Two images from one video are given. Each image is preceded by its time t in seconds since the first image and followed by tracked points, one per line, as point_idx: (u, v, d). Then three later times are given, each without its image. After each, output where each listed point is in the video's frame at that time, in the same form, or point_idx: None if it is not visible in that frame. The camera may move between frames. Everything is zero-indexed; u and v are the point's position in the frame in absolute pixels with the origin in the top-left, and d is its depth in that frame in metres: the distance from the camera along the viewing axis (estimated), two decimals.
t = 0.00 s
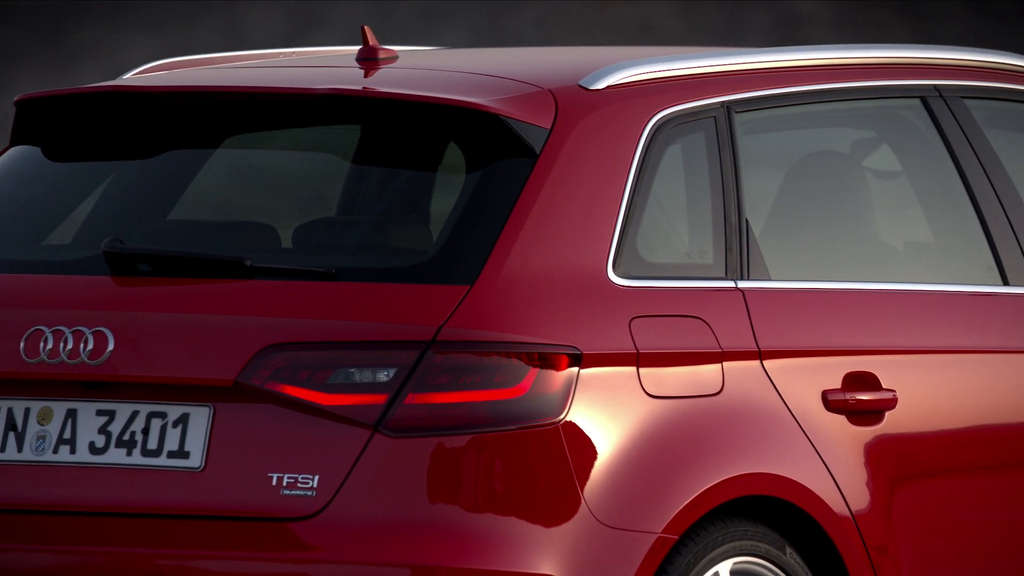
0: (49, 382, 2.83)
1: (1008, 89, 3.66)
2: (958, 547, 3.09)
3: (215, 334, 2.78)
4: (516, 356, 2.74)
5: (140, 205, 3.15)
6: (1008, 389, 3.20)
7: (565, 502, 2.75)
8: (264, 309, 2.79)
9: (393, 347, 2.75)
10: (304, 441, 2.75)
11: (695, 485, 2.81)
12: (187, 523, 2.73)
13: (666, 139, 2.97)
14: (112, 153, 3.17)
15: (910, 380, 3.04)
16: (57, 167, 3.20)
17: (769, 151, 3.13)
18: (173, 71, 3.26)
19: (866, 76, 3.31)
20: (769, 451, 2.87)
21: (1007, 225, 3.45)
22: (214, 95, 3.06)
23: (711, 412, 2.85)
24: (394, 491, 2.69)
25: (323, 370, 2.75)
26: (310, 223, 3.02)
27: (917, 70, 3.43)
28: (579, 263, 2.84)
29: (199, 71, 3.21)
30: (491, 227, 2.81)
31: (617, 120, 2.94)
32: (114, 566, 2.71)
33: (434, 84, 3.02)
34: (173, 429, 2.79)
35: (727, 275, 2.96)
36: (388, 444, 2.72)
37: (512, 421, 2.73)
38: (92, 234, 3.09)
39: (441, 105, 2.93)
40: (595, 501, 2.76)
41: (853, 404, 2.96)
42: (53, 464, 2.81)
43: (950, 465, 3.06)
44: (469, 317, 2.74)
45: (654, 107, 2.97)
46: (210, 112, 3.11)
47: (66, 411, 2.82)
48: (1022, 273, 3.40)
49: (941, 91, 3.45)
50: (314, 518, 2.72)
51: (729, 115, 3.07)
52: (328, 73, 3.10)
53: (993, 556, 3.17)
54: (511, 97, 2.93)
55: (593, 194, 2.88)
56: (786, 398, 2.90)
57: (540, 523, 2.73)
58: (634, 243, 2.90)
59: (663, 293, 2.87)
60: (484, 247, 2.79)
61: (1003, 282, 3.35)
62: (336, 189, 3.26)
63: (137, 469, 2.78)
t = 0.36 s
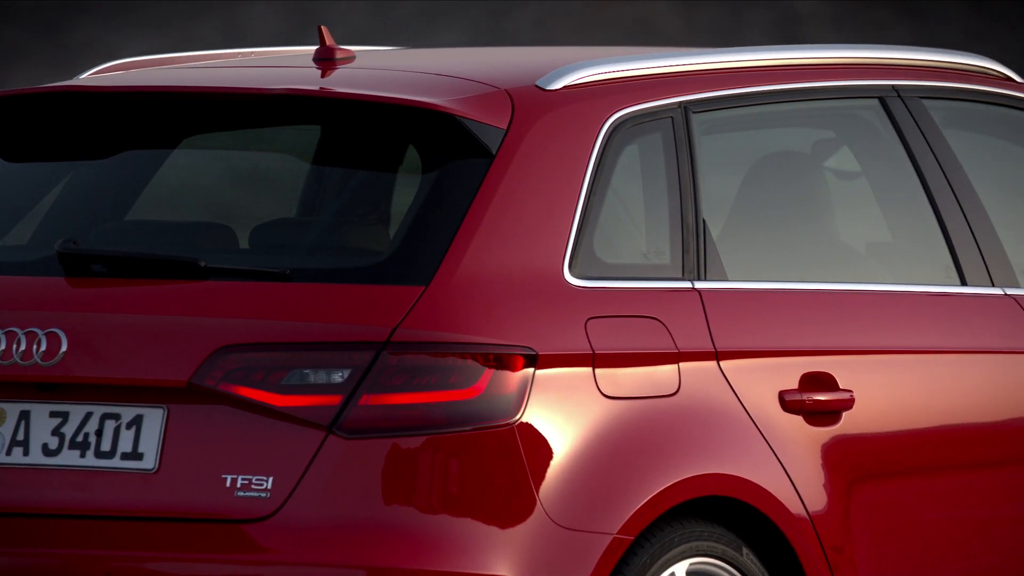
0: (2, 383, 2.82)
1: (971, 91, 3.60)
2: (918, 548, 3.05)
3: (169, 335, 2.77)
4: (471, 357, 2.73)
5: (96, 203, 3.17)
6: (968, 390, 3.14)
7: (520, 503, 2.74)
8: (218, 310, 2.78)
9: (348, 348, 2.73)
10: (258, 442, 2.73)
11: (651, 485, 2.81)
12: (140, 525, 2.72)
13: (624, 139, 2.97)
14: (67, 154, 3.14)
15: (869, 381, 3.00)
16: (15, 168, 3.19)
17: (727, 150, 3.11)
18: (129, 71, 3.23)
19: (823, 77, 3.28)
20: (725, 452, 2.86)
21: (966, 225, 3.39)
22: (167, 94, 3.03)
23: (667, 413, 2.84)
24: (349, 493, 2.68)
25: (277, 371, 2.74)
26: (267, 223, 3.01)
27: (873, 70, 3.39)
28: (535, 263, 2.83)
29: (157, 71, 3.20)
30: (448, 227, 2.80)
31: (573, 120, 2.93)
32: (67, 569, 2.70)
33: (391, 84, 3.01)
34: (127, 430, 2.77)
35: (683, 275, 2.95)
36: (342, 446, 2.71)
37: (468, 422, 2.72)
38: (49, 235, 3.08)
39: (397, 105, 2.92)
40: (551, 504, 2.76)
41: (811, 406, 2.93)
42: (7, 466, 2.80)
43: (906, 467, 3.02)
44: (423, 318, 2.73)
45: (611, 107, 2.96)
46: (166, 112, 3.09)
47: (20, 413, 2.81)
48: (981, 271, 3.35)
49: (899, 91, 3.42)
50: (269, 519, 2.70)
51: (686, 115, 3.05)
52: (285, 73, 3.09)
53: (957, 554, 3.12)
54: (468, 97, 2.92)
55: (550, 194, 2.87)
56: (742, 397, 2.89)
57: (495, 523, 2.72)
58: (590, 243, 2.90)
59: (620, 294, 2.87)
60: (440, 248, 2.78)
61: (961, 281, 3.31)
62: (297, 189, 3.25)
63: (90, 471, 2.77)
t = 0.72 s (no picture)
0: None
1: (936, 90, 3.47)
2: (876, 545, 2.98)
3: (122, 335, 2.76)
4: (425, 357, 2.72)
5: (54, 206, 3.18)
6: (927, 390, 3.03)
7: (475, 503, 2.73)
8: (171, 310, 2.76)
9: (301, 347, 2.72)
10: (211, 442, 2.71)
11: (606, 485, 2.80)
12: (93, 526, 2.70)
13: (579, 138, 2.95)
14: (23, 152, 3.13)
15: (827, 381, 2.95)
16: None
17: (684, 149, 3.09)
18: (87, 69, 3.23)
19: (780, 76, 3.22)
20: (681, 451, 2.85)
21: (922, 221, 3.27)
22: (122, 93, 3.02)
23: (623, 413, 2.83)
24: (302, 493, 2.67)
25: (230, 371, 2.72)
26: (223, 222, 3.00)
27: (829, 69, 3.31)
28: (490, 262, 2.82)
29: (114, 69, 3.19)
30: (402, 226, 2.79)
31: (528, 119, 2.92)
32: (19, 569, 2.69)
33: (347, 82, 3.00)
34: (80, 430, 2.76)
35: (639, 274, 2.94)
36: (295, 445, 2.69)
37: (422, 421, 2.71)
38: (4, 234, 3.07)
39: (351, 104, 2.91)
40: (506, 505, 2.75)
41: (766, 405, 2.90)
42: None
43: (853, 467, 2.94)
44: (377, 318, 2.72)
45: (567, 106, 2.95)
46: (119, 109, 3.07)
47: None
48: (939, 271, 3.22)
49: (856, 90, 3.32)
50: (221, 520, 2.68)
51: (642, 114, 3.04)
52: (241, 72, 3.08)
53: (920, 551, 3.03)
54: (422, 96, 2.91)
55: (505, 193, 2.86)
56: (698, 396, 2.87)
57: (450, 523, 2.71)
58: (546, 242, 2.89)
59: (575, 293, 2.86)
60: (394, 248, 2.77)
61: (918, 280, 3.19)
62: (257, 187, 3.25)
63: (42, 472, 2.75)
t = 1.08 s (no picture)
0: None
1: (898, 90, 3.44)
2: (830, 545, 2.95)
3: (73, 335, 2.73)
4: (378, 357, 2.70)
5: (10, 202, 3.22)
6: (882, 390, 3.01)
7: (428, 503, 2.72)
8: (122, 310, 2.74)
9: (254, 347, 2.68)
10: (163, 442, 2.67)
11: (560, 484, 2.79)
12: (44, 527, 2.66)
13: (535, 138, 2.95)
14: None
15: (782, 380, 2.94)
16: None
17: (641, 148, 3.08)
18: (44, 68, 3.22)
19: (738, 74, 3.21)
20: (637, 451, 2.83)
21: (879, 221, 3.25)
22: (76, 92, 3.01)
23: (577, 412, 2.82)
24: (254, 493, 2.63)
25: (182, 371, 2.69)
26: (177, 223, 2.98)
27: (786, 68, 3.30)
28: (444, 261, 2.80)
29: (70, 69, 3.18)
30: (355, 225, 2.76)
31: (483, 118, 2.91)
32: None
33: (301, 81, 2.99)
34: (31, 431, 2.71)
35: (595, 274, 2.93)
36: (248, 446, 2.65)
37: (375, 422, 2.69)
38: None
39: (303, 104, 2.90)
40: (459, 505, 2.73)
41: (721, 404, 2.89)
42: None
43: (806, 466, 2.93)
44: (329, 317, 2.69)
45: (522, 105, 2.94)
46: (75, 109, 3.06)
47: None
48: (896, 270, 3.19)
49: (814, 89, 3.30)
50: (174, 520, 2.64)
51: (598, 113, 3.03)
52: (196, 70, 3.06)
53: (878, 551, 2.99)
54: (376, 95, 2.89)
55: (459, 191, 2.85)
56: (653, 396, 2.86)
57: (404, 523, 2.69)
58: (501, 242, 2.88)
59: (529, 292, 2.85)
60: (347, 247, 2.75)
61: (876, 280, 3.15)
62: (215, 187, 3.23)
63: None
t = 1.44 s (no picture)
0: None
1: (856, 89, 3.43)
2: (785, 544, 2.94)
3: (21, 334, 2.69)
4: (330, 356, 2.68)
5: None
6: (837, 389, 3.00)
7: (379, 502, 2.69)
8: (71, 309, 2.70)
9: (204, 346, 2.65)
10: (113, 442, 2.63)
11: (513, 483, 2.77)
12: None
13: (489, 137, 2.94)
14: None
15: (737, 379, 2.93)
16: None
17: (597, 148, 3.07)
18: None
19: (695, 73, 3.20)
20: (590, 451, 2.82)
21: (835, 219, 3.24)
22: (33, 88, 3.02)
23: (531, 411, 2.80)
24: (205, 493, 2.60)
25: (132, 371, 2.65)
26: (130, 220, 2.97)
27: (743, 67, 3.28)
28: (396, 261, 2.79)
29: (25, 67, 3.17)
30: (307, 224, 2.75)
31: (437, 116, 2.90)
32: None
33: (256, 79, 2.98)
34: None
35: (549, 273, 2.92)
36: (199, 445, 2.62)
37: (327, 421, 2.67)
38: None
39: (256, 102, 2.89)
40: (411, 503, 2.71)
41: (676, 403, 2.88)
42: None
43: (760, 466, 2.92)
44: (280, 316, 2.67)
45: (476, 103, 2.94)
46: (30, 106, 3.05)
47: None
48: (852, 269, 3.18)
49: (770, 89, 3.28)
50: (124, 520, 2.60)
51: (553, 111, 3.03)
52: (151, 68, 3.06)
53: (833, 550, 2.99)
54: (329, 93, 2.88)
55: (412, 190, 2.84)
56: (608, 395, 2.85)
57: (356, 523, 2.67)
58: (454, 241, 2.86)
59: (483, 291, 2.84)
60: (300, 246, 2.73)
61: (831, 279, 3.15)
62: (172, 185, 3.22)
63: None
